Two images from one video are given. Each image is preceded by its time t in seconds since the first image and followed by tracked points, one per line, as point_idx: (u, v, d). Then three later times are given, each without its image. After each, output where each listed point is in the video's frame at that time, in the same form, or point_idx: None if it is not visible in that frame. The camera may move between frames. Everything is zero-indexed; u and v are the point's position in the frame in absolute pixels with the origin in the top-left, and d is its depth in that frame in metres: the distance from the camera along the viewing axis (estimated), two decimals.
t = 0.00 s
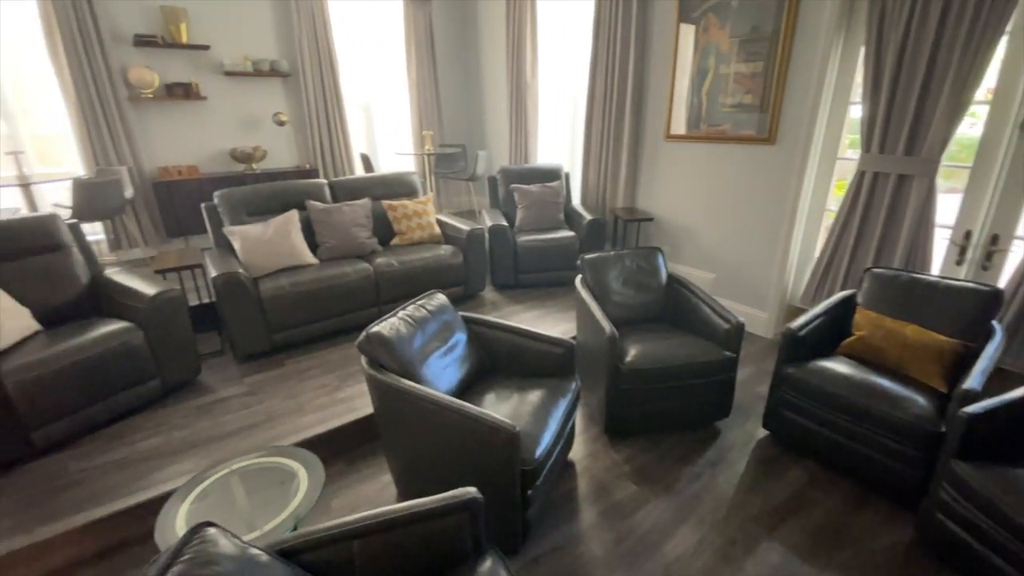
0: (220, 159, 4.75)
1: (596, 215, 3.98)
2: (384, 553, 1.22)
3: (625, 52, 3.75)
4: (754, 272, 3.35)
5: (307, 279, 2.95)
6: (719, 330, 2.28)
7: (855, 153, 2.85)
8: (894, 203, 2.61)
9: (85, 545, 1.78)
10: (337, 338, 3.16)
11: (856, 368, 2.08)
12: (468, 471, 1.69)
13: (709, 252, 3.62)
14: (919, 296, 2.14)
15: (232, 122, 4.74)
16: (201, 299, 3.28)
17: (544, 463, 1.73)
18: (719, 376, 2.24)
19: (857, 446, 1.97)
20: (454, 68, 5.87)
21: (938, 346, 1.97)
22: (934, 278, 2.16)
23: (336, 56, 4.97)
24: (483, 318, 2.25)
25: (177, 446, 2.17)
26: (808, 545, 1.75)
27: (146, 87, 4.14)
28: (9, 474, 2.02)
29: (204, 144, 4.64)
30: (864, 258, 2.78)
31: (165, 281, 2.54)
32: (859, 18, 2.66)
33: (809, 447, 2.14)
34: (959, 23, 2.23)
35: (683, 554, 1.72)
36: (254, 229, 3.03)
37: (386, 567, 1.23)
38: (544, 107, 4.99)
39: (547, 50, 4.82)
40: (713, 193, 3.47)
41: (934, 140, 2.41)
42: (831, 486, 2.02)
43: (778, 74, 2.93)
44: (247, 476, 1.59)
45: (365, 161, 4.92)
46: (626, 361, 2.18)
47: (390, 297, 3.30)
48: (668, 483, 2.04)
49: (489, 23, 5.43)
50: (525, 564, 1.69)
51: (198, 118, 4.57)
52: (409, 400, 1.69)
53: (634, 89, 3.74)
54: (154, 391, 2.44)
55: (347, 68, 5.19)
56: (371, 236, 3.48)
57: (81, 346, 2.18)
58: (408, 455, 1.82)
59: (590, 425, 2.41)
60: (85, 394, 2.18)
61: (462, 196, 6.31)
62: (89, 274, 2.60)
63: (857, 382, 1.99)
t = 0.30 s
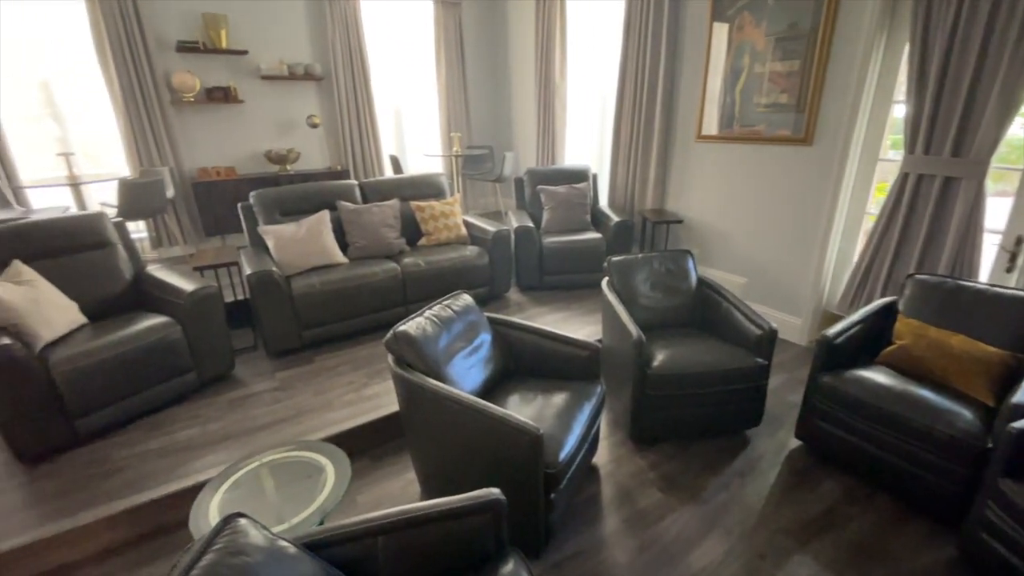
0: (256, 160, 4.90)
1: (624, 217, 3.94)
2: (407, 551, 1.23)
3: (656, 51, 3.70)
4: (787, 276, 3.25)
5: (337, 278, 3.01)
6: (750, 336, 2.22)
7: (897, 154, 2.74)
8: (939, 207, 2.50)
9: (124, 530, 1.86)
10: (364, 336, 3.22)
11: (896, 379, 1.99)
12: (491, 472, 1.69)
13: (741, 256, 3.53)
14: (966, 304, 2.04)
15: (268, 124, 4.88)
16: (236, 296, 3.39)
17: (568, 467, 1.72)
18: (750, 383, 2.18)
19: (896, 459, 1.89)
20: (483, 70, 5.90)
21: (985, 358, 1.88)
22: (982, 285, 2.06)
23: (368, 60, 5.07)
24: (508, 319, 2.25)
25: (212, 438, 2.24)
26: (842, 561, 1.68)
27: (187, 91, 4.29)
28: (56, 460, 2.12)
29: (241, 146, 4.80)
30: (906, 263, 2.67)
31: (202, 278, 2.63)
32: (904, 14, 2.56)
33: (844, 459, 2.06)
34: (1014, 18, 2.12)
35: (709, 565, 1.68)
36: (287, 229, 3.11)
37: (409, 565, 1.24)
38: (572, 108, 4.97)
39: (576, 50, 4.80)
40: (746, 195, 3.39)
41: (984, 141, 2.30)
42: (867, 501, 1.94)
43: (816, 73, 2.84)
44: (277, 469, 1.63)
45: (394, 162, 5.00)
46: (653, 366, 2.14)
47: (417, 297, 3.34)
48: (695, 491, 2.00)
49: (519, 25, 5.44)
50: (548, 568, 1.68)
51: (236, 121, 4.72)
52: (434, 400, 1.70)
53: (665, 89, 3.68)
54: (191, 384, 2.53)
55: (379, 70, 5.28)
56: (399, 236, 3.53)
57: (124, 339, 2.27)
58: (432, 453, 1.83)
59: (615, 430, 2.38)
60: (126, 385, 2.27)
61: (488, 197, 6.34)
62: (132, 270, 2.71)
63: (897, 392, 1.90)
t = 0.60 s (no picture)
0: (289, 162, 5.04)
1: (652, 218, 3.88)
2: (431, 550, 1.23)
3: (687, 51, 3.64)
4: (823, 281, 3.15)
5: (365, 278, 3.06)
6: (783, 342, 2.16)
7: (943, 154, 2.63)
8: (988, 210, 2.38)
9: (160, 518, 1.93)
10: (391, 335, 3.26)
11: (940, 390, 1.90)
12: (515, 474, 1.68)
13: (773, 259, 3.44)
14: (1017, 313, 1.94)
15: (302, 127, 5.01)
16: (269, 293, 3.49)
17: (592, 471, 1.70)
18: (782, 391, 2.12)
19: (939, 474, 1.80)
20: (511, 71, 5.92)
21: None
22: None
23: (398, 62, 5.15)
24: (533, 320, 2.24)
25: (244, 431, 2.31)
26: None
27: (225, 96, 4.48)
28: (99, 449, 2.22)
29: (275, 148, 4.94)
30: (951, 269, 2.55)
31: (237, 276, 2.71)
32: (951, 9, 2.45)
33: (882, 472, 1.98)
34: None
35: None
36: (318, 229, 3.18)
37: (433, 564, 1.24)
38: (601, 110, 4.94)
39: (605, 51, 4.77)
40: (780, 196, 3.30)
41: None
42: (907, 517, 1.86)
43: (855, 71, 2.74)
44: (306, 464, 1.66)
45: (422, 163, 5.07)
46: (680, 371, 2.10)
47: (443, 298, 3.36)
48: (723, 500, 1.95)
49: (548, 26, 5.44)
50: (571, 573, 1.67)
51: (271, 124, 4.86)
52: (459, 400, 1.71)
53: (697, 89, 3.62)
54: (225, 379, 2.61)
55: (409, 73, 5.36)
56: (426, 237, 3.56)
57: (164, 334, 2.36)
58: (457, 454, 1.84)
59: (641, 435, 2.34)
60: (164, 378, 2.36)
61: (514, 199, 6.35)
62: (171, 268, 2.82)
63: (940, 405, 1.82)
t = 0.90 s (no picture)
0: (319, 164, 5.14)
1: (679, 221, 3.82)
2: (454, 551, 1.23)
3: (717, 50, 3.57)
4: (859, 285, 3.04)
5: (391, 278, 3.10)
6: (817, 349, 2.09)
7: (987, 155, 2.51)
8: None
9: (192, 509, 1.99)
10: (416, 335, 3.29)
11: (985, 402, 1.81)
12: (538, 478, 1.68)
13: (806, 263, 3.34)
14: None
15: (331, 129, 5.10)
16: (298, 292, 3.56)
17: (617, 477, 1.68)
18: (815, 400, 2.06)
19: (983, 491, 1.71)
20: (537, 73, 5.92)
21: None
22: None
23: (425, 65, 5.21)
24: (558, 323, 2.22)
25: (273, 427, 2.36)
26: None
27: (258, 100, 4.59)
28: (136, 441, 2.30)
29: (305, 150, 5.05)
30: (997, 275, 2.43)
31: (269, 275, 2.77)
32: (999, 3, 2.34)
33: (921, 486, 1.90)
34: None
35: None
36: (347, 230, 3.23)
37: (456, 565, 1.24)
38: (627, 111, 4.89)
39: (632, 52, 4.73)
40: (814, 198, 3.21)
41: None
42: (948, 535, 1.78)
43: (895, 69, 2.65)
44: (333, 461, 1.69)
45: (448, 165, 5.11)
46: (708, 377, 2.06)
47: (467, 299, 3.38)
48: (751, 511, 1.90)
49: (574, 27, 5.42)
50: None
51: (302, 127, 4.98)
52: (483, 402, 1.71)
53: (727, 89, 3.55)
54: (255, 375, 2.68)
55: (436, 76, 5.41)
56: (451, 238, 3.59)
57: (198, 331, 2.43)
58: (480, 455, 1.84)
59: (667, 441, 2.31)
60: (198, 373, 2.43)
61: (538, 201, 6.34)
62: (206, 266, 2.90)
63: (986, 417, 1.73)
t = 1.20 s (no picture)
0: (344, 166, 5.23)
1: (703, 223, 3.76)
2: (474, 552, 1.23)
3: (744, 50, 3.52)
4: (891, 291, 2.95)
5: (413, 279, 3.12)
6: (848, 356, 2.03)
7: None
8: None
9: (219, 504, 2.04)
10: (436, 336, 3.31)
11: None
12: (559, 481, 1.67)
13: (836, 267, 3.26)
14: None
15: (356, 132, 5.19)
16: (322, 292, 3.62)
17: (639, 483, 1.66)
18: (845, 409, 2.00)
19: None
20: (559, 75, 5.92)
21: None
22: None
23: (448, 68, 5.26)
24: (579, 326, 2.21)
25: (297, 424, 2.40)
26: None
27: (286, 103, 4.69)
28: (165, 435, 2.36)
29: (331, 153, 5.14)
30: None
31: (294, 275, 2.83)
32: None
33: (958, 500, 1.83)
34: None
35: None
36: (370, 231, 3.28)
37: (477, 567, 1.24)
38: (651, 113, 4.86)
39: (656, 53, 4.69)
40: (844, 201, 3.13)
41: None
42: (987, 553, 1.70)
43: (931, 67, 2.56)
44: (356, 459, 1.71)
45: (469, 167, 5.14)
46: (733, 383, 2.02)
47: (488, 300, 3.39)
48: (777, 521, 1.86)
49: (597, 29, 5.40)
50: None
51: (328, 130, 5.07)
52: (504, 404, 1.71)
53: (753, 89, 3.49)
54: (280, 373, 2.73)
55: (459, 79, 5.46)
56: (472, 240, 3.60)
57: (226, 329, 2.49)
58: (500, 457, 1.84)
59: (690, 447, 2.27)
60: (226, 371, 2.49)
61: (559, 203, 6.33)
62: (235, 266, 2.97)
63: None
